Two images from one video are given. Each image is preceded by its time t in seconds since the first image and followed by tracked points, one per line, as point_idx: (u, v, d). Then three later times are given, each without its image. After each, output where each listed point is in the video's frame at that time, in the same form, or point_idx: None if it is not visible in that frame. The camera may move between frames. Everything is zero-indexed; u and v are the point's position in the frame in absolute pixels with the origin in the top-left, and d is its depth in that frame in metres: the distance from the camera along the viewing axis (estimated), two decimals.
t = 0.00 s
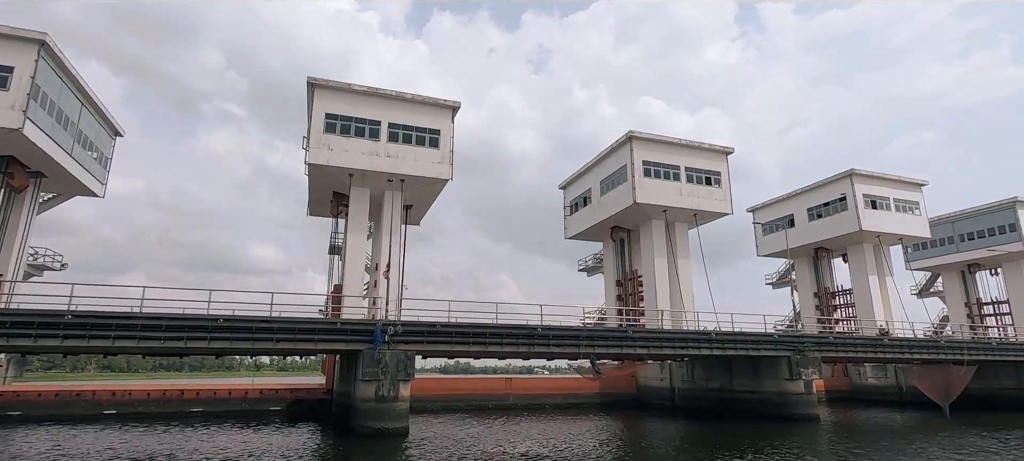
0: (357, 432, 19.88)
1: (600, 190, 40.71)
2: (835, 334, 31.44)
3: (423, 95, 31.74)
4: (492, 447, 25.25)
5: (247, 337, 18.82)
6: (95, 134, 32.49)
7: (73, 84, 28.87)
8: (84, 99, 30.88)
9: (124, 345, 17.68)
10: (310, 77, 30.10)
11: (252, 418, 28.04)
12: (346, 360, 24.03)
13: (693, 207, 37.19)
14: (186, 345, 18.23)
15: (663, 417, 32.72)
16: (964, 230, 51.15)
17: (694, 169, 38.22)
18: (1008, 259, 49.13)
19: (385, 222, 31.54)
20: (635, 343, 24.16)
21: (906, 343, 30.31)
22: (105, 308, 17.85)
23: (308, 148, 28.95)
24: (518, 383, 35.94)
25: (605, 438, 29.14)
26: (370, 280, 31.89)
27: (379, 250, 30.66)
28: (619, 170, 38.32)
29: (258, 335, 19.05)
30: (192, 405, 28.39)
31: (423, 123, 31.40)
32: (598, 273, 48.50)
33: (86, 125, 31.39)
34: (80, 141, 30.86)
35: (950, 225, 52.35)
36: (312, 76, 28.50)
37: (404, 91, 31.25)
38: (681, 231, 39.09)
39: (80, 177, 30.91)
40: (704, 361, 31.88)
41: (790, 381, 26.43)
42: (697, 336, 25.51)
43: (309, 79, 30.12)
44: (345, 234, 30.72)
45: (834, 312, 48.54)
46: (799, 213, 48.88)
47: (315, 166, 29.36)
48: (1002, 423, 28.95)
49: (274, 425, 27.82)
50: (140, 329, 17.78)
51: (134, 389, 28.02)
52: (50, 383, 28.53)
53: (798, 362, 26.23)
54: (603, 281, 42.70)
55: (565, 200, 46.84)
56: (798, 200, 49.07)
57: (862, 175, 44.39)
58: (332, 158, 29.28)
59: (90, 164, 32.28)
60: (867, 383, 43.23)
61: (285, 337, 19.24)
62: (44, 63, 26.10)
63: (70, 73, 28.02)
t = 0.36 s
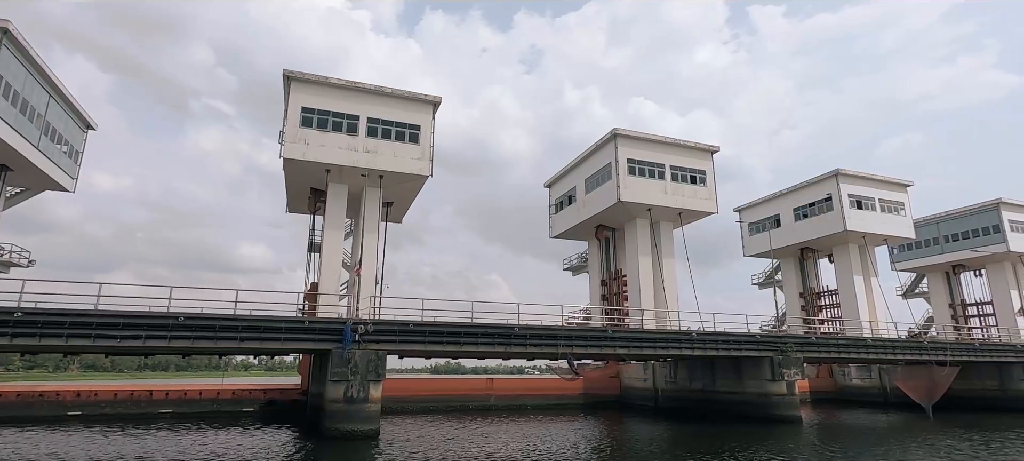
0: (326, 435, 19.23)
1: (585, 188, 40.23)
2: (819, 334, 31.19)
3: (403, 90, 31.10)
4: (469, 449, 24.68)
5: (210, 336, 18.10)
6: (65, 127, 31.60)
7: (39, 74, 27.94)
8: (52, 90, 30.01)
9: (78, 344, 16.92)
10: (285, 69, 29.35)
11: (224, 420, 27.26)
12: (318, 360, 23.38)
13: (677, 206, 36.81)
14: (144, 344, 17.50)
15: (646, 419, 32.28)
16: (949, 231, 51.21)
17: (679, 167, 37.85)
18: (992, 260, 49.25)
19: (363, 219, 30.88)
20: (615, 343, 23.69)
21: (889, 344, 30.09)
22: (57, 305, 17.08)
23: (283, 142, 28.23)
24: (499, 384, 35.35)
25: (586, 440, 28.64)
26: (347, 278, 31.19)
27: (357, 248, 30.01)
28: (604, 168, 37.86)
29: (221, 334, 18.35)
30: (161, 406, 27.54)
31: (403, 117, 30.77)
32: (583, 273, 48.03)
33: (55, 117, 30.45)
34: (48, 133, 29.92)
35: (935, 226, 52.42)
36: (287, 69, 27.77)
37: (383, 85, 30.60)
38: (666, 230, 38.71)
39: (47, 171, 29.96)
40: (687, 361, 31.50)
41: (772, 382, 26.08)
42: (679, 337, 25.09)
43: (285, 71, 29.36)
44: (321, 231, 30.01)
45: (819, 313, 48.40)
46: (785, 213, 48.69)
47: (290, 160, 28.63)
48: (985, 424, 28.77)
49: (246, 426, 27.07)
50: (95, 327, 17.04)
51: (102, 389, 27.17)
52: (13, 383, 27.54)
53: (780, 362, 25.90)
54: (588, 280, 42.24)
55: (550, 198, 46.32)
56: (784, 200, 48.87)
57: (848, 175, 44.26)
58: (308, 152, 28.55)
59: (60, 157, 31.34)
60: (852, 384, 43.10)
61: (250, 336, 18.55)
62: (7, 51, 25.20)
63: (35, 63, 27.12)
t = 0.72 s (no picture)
0: (293, 436, 18.59)
1: (570, 185, 39.73)
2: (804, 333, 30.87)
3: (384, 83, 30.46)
4: (446, 450, 24.12)
5: (171, 334, 17.37)
6: (35, 119, 30.70)
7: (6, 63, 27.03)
8: (21, 81, 29.12)
9: (30, 342, 16.16)
10: (261, 61, 28.61)
11: (195, 420, 26.53)
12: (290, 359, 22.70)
13: (663, 204, 36.39)
14: (100, 342, 16.77)
15: (630, 419, 31.86)
16: (935, 232, 51.20)
17: (665, 165, 37.43)
18: (977, 261, 49.30)
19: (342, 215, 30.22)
20: (595, 342, 23.19)
21: (874, 344, 29.82)
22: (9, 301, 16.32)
23: (259, 135, 27.50)
24: (482, 384, 34.79)
25: (568, 441, 28.16)
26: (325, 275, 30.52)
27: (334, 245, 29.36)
28: (589, 165, 37.37)
29: (184, 332, 17.63)
30: (131, 406, 26.77)
31: (384, 112, 30.12)
32: (569, 271, 47.55)
33: (23, 108, 29.51)
34: (16, 125, 28.98)
35: (922, 226, 52.44)
36: (262, 60, 27.05)
37: (363, 78, 29.93)
38: (652, 229, 38.30)
39: (15, 164, 29.04)
40: (671, 361, 31.09)
41: (755, 382, 25.71)
42: (660, 336, 24.63)
43: (261, 63, 28.62)
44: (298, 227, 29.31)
45: (806, 313, 48.20)
46: (772, 212, 48.44)
47: (266, 154, 27.91)
48: (968, 425, 28.56)
49: (218, 427, 26.38)
50: (48, 325, 16.29)
51: (68, 389, 26.36)
52: None
53: (763, 362, 25.53)
54: (573, 278, 41.75)
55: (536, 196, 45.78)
56: (772, 199, 48.61)
57: (835, 175, 44.07)
58: (284, 146, 27.84)
59: (29, 149, 30.40)
60: (838, 384, 42.94)
61: (214, 334, 17.82)
62: None
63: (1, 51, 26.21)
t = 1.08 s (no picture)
0: (261, 438, 17.96)
1: (557, 182, 39.21)
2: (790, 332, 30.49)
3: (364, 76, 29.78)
4: (424, 450, 23.55)
5: (132, 332, 16.70)
6: (5, 111, 29.80)
7: None
8: None
9: None
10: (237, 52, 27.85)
11: (167, 420, 25.82)
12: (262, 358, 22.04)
13: (650, 201, 35.93)
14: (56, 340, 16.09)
15: (615, 419, 31.41)
16: (924, 230, 51.06)
17: (652, 161, 36.97)
18: (965, 260, 49.22)
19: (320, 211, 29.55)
20: (576, 341, 22.65)
21: (861, 343, 29.48)
22: None
23: (234, 128, 26.78)
24: (465, 383, 34.23)
25: (551, 440, 27.68)
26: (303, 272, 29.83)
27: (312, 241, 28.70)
28: (575, 161, 36.85)
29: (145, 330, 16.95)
30: (100, 406, 26.02)
31: (364, 105, 29.45)
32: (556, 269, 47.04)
33: None
34: None
35: (910, 225, 52.32)
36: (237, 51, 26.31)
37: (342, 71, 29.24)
38: (639, 226, 37.84)
39: None
40: (656, 360, 30.64)
41: (740, 381, 25.30)
42: (643, 335, 24.15)
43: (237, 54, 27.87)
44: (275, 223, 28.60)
45: (794, 311, 47.94)
46: (761, 210, 48.14)
47: (242, 148, 27.19)
48: (954, 424, 28.30)
49: (191, 427, 25.69)
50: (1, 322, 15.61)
51: (35, 389, 25.58)
52: None
53: (748, 361, 25.12)
54: (559, 276, 41.25)
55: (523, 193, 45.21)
56: (760, 197, 48.31)
57: (824, 172, 43.80)
58: (260, 139, 27.13)
59: None
60: (825, 383, 42.71)
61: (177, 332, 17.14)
62: None
63: None
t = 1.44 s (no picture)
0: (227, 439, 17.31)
1: (543, 177, 38.68)
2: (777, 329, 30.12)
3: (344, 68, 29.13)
4: (402, 450, 22.96)
5: (89, 329, 16.05)
6: None
7: None
8: None
9: None
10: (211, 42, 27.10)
11: (138, 420, 25.14)
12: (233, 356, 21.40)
13: (636, 196, 35.46)
14: (8, 337, 15.41)
15: (599, 417, 30.96)
16: (913, 227, 50.92)
17: (639, 156, 36.51)
18: (954, 256, 49.11)
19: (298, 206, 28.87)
20: (556, 338, 22.13)
21: (847, 340, 29.14)
22: None
23: (208, 120, 26.05)
24: (449, 382, 33.67)
25: (534, 440, 27.19)
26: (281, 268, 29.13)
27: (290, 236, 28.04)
28: (561, 156, 36.33)
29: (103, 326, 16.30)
30: (68, 406, 25.29)
31: (344, 97, 28.79)
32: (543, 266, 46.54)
33: None
34: None
35: (899, 222, 52.19)
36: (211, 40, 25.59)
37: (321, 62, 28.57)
38: (625, 222, 37.36)
39: None
40: (641, 357, 30.20)
41: (724, 379, 24.88)
42: (626, 332, 23.65)
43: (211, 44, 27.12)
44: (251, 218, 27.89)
45: (783, 308, 47.67)
46: (750, 206, 47.82)
47: (216, 140, 26.47)
48: (940, 422, 28.04)
49: (163, 427, 25.02)
50: None
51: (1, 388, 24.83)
52: None
53: (732, 359, 24.69)
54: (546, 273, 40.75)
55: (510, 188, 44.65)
56: (749, 194, 47.99)
57: (812, 168, 43.48)
58: (235, 132, 26.41)
59: None
60: (813, 380, 42.45)
61: (138, 328, 16.48)
62: None
63: None
